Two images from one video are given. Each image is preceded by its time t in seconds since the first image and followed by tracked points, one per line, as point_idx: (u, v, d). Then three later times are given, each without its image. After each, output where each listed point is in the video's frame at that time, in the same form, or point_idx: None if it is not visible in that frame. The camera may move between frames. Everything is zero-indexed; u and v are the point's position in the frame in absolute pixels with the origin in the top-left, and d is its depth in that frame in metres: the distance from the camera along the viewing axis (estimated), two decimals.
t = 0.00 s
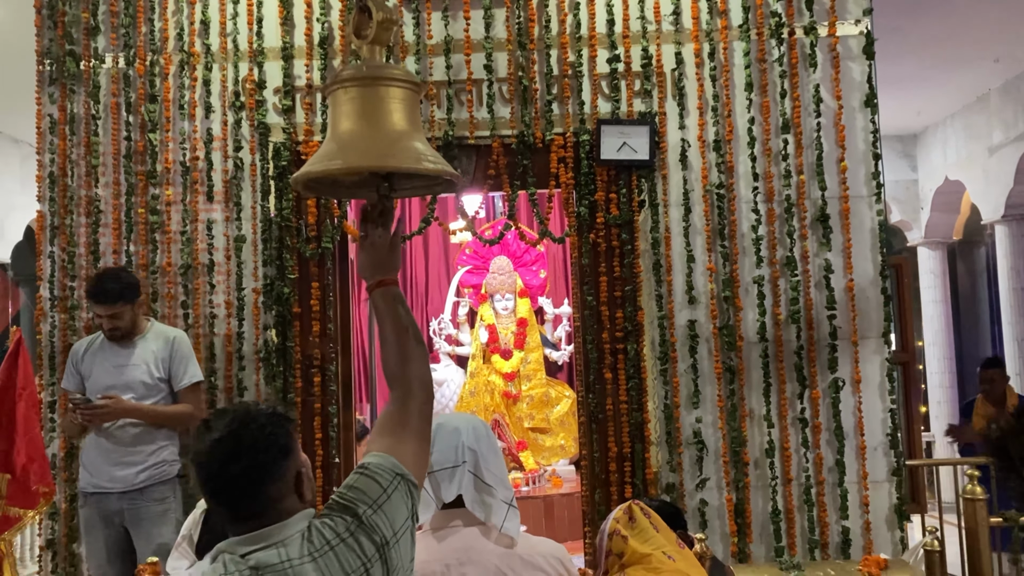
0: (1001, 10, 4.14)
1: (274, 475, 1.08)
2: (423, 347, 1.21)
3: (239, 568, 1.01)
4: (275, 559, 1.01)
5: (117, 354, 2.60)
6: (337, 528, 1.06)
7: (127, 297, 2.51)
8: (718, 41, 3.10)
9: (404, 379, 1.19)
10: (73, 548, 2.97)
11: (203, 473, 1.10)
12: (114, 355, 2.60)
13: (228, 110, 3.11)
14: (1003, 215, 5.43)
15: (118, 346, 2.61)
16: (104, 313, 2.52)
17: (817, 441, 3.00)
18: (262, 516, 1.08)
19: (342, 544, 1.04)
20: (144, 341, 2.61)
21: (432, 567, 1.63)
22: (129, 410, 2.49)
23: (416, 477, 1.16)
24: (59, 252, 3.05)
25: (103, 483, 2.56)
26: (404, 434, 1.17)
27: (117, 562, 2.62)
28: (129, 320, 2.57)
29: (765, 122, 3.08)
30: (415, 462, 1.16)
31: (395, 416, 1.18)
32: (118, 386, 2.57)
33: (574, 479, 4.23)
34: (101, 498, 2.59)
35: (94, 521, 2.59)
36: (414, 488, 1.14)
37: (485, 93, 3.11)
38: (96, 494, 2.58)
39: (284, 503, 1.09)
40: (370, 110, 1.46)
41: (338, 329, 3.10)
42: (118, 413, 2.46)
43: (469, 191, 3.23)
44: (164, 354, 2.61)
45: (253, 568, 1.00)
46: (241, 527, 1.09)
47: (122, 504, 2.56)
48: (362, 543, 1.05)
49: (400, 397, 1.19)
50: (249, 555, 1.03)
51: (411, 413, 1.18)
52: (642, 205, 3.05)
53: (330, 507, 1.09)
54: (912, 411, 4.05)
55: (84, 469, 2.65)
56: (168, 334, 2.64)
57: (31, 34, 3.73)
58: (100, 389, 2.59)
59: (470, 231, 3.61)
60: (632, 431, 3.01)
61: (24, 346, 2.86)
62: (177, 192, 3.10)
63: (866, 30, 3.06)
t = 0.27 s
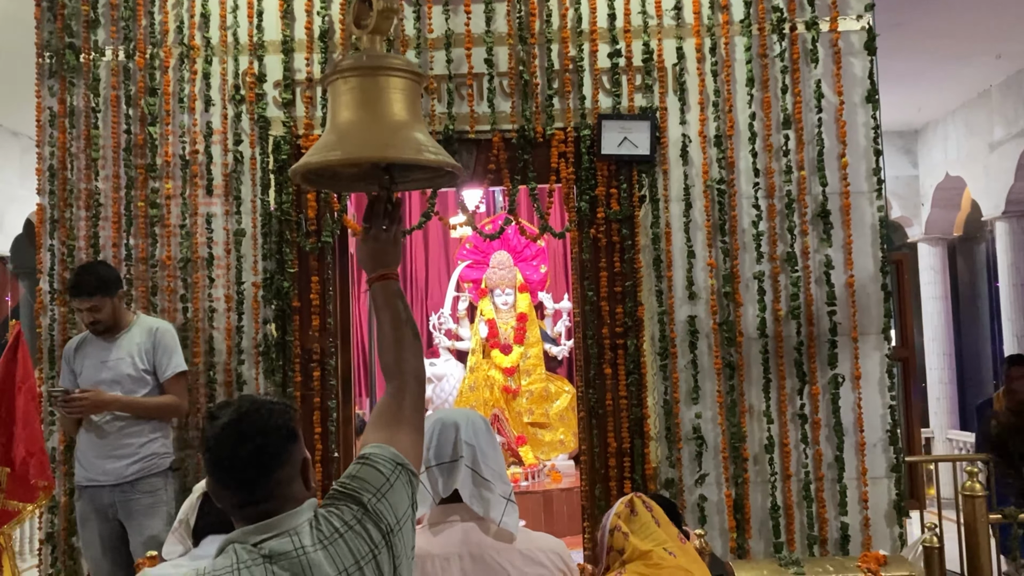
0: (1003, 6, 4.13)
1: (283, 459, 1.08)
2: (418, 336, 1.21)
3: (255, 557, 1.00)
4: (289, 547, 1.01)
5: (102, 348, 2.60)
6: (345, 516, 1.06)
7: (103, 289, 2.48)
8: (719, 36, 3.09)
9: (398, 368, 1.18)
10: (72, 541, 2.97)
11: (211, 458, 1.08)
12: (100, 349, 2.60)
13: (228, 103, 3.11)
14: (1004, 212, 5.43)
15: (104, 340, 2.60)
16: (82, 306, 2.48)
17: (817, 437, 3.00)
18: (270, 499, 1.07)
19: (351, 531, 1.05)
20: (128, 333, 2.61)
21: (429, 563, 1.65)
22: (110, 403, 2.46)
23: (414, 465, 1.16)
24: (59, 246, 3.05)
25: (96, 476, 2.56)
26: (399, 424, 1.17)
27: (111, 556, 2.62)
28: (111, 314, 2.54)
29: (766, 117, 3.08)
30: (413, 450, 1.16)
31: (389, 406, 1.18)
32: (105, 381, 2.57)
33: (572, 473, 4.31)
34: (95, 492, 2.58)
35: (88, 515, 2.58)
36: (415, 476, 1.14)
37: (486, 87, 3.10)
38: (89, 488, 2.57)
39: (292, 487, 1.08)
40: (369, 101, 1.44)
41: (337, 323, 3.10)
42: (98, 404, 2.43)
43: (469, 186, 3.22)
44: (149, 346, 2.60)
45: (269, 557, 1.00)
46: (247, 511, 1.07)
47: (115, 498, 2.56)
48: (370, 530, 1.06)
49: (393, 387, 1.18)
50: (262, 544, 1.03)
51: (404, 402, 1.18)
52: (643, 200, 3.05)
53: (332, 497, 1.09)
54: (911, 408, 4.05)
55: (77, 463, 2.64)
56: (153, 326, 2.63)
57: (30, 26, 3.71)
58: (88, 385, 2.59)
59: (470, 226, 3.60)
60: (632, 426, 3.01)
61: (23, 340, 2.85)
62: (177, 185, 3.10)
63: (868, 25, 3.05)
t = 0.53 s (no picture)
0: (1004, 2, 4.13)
1: (286, 445, 1.08)
2: (419, 326, 1.22)
3: (259, 544, 1.01)
4: (293, 533, 1.02)
5: (95, 341, 2.60)
6: (346, 501, 1.07)
7: (90, 284, 2.47)
8: (720, 32, 3.09)
9: (399, 358, 1.19)
10: (72, 534, 2.98)
11: (210, 446, 1.08)
12: (93, 342, 2.60)
13: (228, 97, 3.10)
14: (1004, 208, 5.43)
15: (97, 334, 2.60)
16: (70, 300, 2.48)
17: (815, 432, 3.01)
18: (271, 485, 1.07)
19: (351, 516, 1.06)
20: (120, 326, 2.60)
21: (427, 556, 1.64)
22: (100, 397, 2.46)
23: (411, 453, 1.17)
24: (59, 239, 3.04)
25: (89, 468, 2.57)
26: (397, 413, 1.18)
27: (104, 547, 2.64)
28: (100, 308, 2.54)
29: (767, 113, 3.07)
30: (408, 438, 1.18)
31: (388, 396, 1.19)
32: (97, 374, 2.57)
33: (571, 468, 4.24)
34: (88, 483, 2.60)
35: (83, 506, 2.60)
36: (410, 462, 1.15)
37: (487, 81, 3.10)
38: (84, 480, 2.60)
39: (292, 474, 1.09)
40: (372, 93, 1.43)
41: (337, 317, 3.10)
42: (87, 398, 2.43)
43: (470, 180, 3.21)
44: (139, 339, 2.59)
45: (273, 543, 1.01)
46: (247, 500, 1.07)
47: (106, 489, 2.57)
48: (370, 515, 1.07)
49: (393, 376, 1.19)
50: (265, 531, 1.03)
51: (403, 392, 1.19)
52: (643, 195, 3.05)
53: (331, 481, 1.10)
54: (910, 404, 4.06)
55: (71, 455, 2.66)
56: (144, 318, 2.61)
57: (30, 18, 3.70)
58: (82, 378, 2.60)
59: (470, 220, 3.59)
60: (631, 421, 3.01)
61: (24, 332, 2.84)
62: (177, 178, 3.10)
63: (869, 21, 3.05)
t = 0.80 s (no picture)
0: None
1: (288, 437, 1.09)
2: (433, 323, 1.20)
3: (258, 538, 1.02)
4: (292, 528, 1.02)
5: (87, 334, 2.61)
6: (347, 498, 1.07)
7: (78, 276, 2.47)
8: (721, 27, 3.09)
9: (413, 355, 1.17)
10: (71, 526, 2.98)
11: (212, 437, 1.09)
12: (86, 335, 2.61)
13: (228, 89, 3.10)
14: (1003, 205, 5.43)
15: (90, 326, 2.61)
16: (60, 291, 2.49)
17: (814, 427, 3.01)
18: (272, 477, 1.08)
19: (352, 514, 1.06)
20: (110, 319, 2.60)
21: (424, 548, 1.64)
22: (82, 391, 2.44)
23: (420, 452, 1.16)
24: (59, 231, 3.04)
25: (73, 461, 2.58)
26: (409, 412, 1.16)
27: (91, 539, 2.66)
28: (92, 300, 2.54)
29: (767, 108, 3.07)
30: (419, 437, 1.16)
31: (402, 393, 1.17)
32: (87, 366, 2.58)
33: (570, 463, 4.25)
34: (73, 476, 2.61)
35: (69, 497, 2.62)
36: (418, 462, 1.14)
37: (487, 75, 3.09)
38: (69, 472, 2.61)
39: (293, 466, 1.09)
40: (376, 82, 1.43)
41: (337, 310, 3.10)
42: (69, 390, 2.43)
43: (470, 174, 3.21)
44: (127, 332, 2.57)
45: (271, 537, 1.02)
46: (248, 491, 1.08)
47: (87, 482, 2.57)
48: (372, 514, 1.07)
49: (407, 372, 1.17)
50: (265, 524, 1.04)
51: (416, 390, 1.17)
52: (643, 189, 3.05)
53: (337, 476, 1.10)
54: (908, 400, 4.07)
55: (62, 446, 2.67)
56: (133, 311, 2.60)
57: (30, 9, 3.69)
58: (74, 370, 2.61)
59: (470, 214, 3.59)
60: (630, 415, 3.02)
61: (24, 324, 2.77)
62: (177, 171, 3.09)
63: (870, 16, 3.05)
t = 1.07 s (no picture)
0: None
1: (286, 429, 1.10)
2: (429, 315, 1.19)
3: (252, 534, 1.02)
4: (285, 524, 1.02)
5: (67, 328, 2.62)
6: (343, 494, 1.06)
7: (53, 270, 2.49)
8: (720, 20, 3.08)
9: (411, 348, 1.16)
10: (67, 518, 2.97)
11: (211, 428, 1.10)
12: (66, 329, 2.62)
13: (226, 82, 3.09)
14: (1001, 200, 5.43)
15: (70, 321, 2.62)
16: (36, 286, 2.51)
17: (811, 422, 3.01)
18: (269, 467, 1.08)
19: (347, 510, 1.05)
20: (86, 314, 2.59)
21: (418, 542, 1.63)
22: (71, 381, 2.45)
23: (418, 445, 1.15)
24: (55, 223, 3.03)
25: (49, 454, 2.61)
26: (406, 405, 1.16)
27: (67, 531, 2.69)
28: (75, 295, 2.56)
29: (766, 102, 3.07)
30: (417, 431, 1.15)
31: (400, 387, 1.16)
32: (65, 361, 2.60)
33: (567, 457, 4.27)
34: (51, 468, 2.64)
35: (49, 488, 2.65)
36: (417, 457, 1.13)
37: (485, 68, 3.08)
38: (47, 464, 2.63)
39: (290, 457, 1.10)
40: (375, 74, 1.42)
41: (334, 304, 3.10)
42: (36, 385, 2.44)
43: (468, 168, 3.21)
44: (103, 328, 2.57)
45: (265, 534, 1.02)
46: (245, 482, 1.08)
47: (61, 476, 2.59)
48: (368, 511, 1.06)
49: (407, 363, 1.17)
50: (260, 519, 1.04)
51: (414, 383, 1.17)
52: (641, 183, 3.05)
53: (334, 471, 1.09)
54: (905, 395, 4.07)
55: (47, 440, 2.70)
56: (107, 305, 2.58)
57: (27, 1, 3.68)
58: (56, 365, 2.64)
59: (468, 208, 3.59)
60: (627, 410, 3.02)
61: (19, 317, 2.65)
62: (174, 163, 3.09)
63: (869, 11, 3.04)
